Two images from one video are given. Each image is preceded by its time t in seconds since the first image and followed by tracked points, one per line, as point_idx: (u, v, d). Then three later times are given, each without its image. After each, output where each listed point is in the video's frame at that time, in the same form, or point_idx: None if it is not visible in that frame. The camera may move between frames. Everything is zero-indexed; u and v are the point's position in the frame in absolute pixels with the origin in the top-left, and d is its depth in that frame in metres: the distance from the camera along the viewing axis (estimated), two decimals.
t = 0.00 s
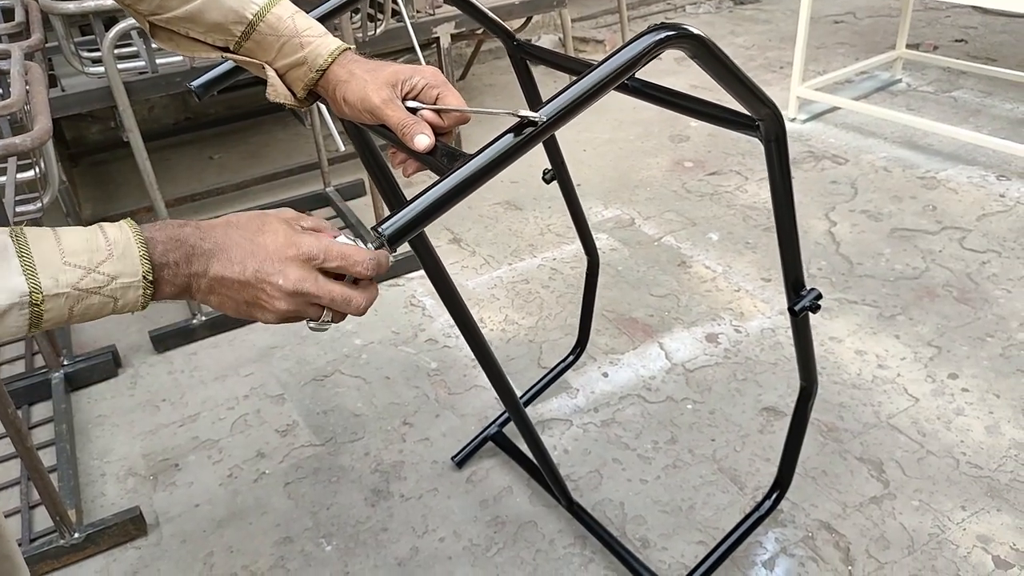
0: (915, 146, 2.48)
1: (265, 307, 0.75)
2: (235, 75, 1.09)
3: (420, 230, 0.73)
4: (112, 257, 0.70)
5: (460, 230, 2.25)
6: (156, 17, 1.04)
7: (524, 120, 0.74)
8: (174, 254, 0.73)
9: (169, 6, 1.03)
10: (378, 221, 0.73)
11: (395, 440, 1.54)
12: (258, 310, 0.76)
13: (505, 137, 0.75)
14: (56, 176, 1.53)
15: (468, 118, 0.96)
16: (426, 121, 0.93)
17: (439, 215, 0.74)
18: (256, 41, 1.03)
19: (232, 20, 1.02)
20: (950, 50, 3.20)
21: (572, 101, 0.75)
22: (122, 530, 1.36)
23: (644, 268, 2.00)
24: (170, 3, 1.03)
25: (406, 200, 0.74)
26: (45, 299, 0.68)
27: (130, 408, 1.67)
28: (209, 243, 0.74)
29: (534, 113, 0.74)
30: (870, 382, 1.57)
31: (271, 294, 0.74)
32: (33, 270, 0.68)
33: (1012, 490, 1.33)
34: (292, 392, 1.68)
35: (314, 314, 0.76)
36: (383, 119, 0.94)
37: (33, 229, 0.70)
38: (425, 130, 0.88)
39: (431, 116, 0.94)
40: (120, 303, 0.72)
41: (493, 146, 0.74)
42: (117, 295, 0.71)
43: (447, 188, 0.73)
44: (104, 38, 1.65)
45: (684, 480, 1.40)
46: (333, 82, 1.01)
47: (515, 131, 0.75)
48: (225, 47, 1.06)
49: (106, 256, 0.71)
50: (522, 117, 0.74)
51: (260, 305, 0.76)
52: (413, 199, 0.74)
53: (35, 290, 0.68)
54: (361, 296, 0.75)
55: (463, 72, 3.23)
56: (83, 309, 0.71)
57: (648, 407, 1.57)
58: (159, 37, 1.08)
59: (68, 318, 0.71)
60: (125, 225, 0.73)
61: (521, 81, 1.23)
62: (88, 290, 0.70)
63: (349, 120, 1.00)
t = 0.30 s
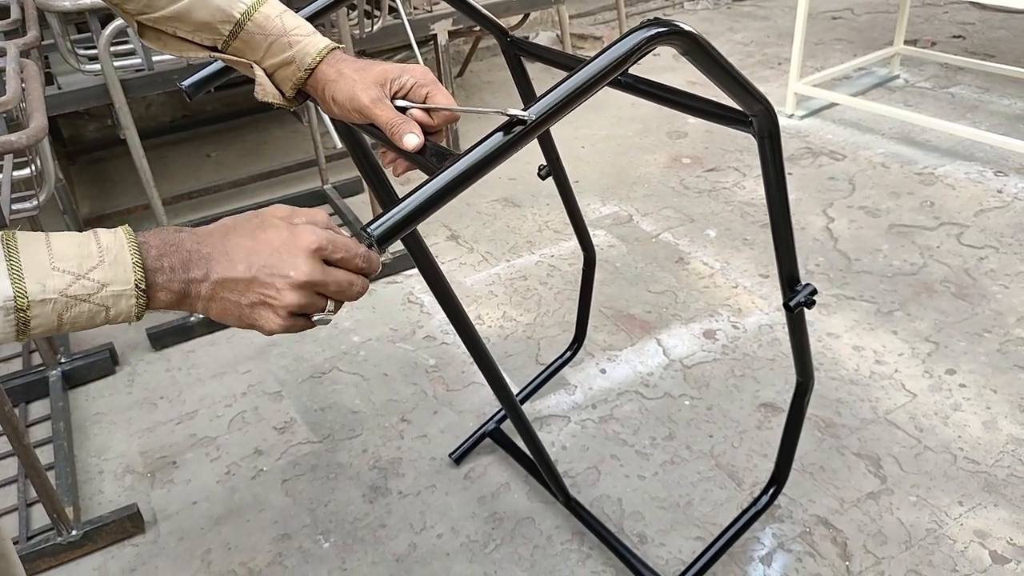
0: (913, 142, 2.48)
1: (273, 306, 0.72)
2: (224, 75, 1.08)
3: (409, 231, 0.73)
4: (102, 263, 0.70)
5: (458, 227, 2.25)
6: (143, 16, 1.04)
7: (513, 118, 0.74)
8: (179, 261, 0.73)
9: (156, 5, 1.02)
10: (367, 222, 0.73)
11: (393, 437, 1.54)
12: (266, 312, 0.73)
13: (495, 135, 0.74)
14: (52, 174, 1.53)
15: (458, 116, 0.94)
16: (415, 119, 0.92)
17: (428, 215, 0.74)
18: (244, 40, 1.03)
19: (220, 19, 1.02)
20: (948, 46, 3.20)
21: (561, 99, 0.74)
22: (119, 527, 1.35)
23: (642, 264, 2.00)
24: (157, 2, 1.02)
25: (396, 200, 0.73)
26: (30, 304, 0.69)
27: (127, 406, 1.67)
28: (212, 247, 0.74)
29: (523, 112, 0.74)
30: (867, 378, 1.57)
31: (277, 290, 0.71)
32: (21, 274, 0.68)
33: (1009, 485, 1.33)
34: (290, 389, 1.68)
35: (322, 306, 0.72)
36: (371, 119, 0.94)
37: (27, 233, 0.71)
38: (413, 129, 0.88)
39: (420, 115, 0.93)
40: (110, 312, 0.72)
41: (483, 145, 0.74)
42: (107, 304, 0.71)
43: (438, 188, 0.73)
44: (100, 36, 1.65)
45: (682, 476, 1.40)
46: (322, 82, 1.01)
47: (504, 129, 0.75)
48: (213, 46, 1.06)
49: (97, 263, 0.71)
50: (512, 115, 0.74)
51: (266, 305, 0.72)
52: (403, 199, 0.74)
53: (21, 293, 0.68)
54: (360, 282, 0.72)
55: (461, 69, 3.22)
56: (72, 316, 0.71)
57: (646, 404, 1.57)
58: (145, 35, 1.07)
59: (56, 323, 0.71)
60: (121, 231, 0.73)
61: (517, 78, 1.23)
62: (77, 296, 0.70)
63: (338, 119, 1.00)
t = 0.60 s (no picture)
0: (911, 136, 2.48)
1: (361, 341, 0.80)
2: (216, 70, 1.09)
3: (399, 230, 0.73)
4: (240, 402, 0.77)
5: (456, 222, 2.24)
6: (132, 13, 1.04)
7: (503, 114, 0.74)
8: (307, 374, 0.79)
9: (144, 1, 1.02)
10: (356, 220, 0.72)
11: (391, 432, 1.54)
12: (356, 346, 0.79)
13: (485, 132, 0.74)
14: (49, 169, 1.52)
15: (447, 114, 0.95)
16: (404, 117, 0.92)
17: (419, 211, 0.73)
18: (232, 36, 1.03)
19: (208, 15, 1.02)
20: (946, 40, 3.20)
21: (552, 95, 0.74)
22: (118, 523, 1.35)
23: (640, 260, 2.00)
24: None
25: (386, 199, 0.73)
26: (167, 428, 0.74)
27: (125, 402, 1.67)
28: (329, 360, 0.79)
29: (513, 109, 0.74)
30: (865, 372, 1.58)
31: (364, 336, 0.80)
32: (168, 404, 0.73)
33: (1007, 479, 1.33)
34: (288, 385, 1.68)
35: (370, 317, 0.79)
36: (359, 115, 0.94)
37: (182, 355, 0.76)
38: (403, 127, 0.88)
39: (409, 113, 0.93)
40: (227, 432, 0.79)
41: (474, 141, 0.74)
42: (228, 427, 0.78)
43: (428, 185, 0.72)
44: (96, 30, 1.64)
45: (679, 471, 1.40)
46: (311, 78, 1.01)
47: (495, 126, 0.75)
48: (201, 43, 1.05)
49: (234, 403, 0.76)
50: (502, 112, 0.74)
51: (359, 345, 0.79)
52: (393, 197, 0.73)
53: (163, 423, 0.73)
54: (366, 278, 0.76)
55: (458, 63, 3.21)
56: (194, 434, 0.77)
57: (644, 399, 1.57)
58: (134, 33, 1.07)
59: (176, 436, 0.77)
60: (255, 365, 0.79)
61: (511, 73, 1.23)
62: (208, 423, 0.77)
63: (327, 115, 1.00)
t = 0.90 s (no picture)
0: (908, 137, 2.48)
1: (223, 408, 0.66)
2: (212, 73, 1.09)
3: (397, 232, 0.72)
4: (85, 350, 0.60)
5: (454, 224, 2.24)
6: (128, 16, 1.04)
7: (501, 116, 0.74)
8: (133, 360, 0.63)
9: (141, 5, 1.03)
10: (354, 222, 0.71)
11: (389, 434, 1.54)
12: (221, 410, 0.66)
13: (482, 134, 0.74)
14: (45, 171, 1.52)
15: (445, 115, 0.95)
16: (402, 119, 0.92)
17: (417, 213, 0.73)
18: (227, 38, 1.03)
19: (204, 17, 1.02)
20: (943, 41, 3.20)
21: (550, 96, 0.74)
22: (116, 526, 1.35)
23: (637, 261, 2.00)
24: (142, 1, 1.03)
25: (383, 201, 0.73)
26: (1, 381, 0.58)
27: (123, 404, 1.67)
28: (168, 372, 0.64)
29: (511, 110, 0.74)
30: (863, 372, 1.58)
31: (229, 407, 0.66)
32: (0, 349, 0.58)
33: (1005, 479, 1.33)
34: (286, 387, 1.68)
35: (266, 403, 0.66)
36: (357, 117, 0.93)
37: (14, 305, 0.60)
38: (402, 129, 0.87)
39: (407, 114, 0.93)
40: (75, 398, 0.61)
41: (472, 143, 0.74)
42: (74, 390, 0.61)
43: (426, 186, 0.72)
44: (93, 33, 1.64)
45: (678, 472, 1.40)
46: (307, 81, 0.99)
47: (492, 128, 0.75)
48: (198, 46, 1.06)
49: (80, 349, 0.60)
50: (499, 114, 0.74)
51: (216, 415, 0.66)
52: (391, 198, 0.73)
53: None
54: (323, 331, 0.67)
55: (456, 65, 3.21)
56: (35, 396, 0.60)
57: (642, 400, 1.57)
58: (133, 37, 1.08)
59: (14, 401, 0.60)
60: (108, 317, 0.63)
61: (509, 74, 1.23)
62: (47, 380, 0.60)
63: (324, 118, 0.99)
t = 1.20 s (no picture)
0: (910, 141, 2.49)
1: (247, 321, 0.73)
2: (220, 77, 1.09)
3: (407, 231, 0.73)
4: (109, 289, 0.72)
5: (457, 228, 2.25)
6: (141, 19, 1.03)
7: (512, 117, 0.74)
8: (162, 287, 0.75)
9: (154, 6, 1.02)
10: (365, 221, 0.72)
11: (392, 439, 1.54)
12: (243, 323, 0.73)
13: (492, 135, 0.74)
14: (49, 176, 1.52)
15: (456, 116, 0.95)
16: (414, 119, 0.93)
17: (427, 213, 0.73)
18: (241, 41, 1.03)
19: (218, 20, 1.02)
20: (945, 45, 3.20)
21: (560, 98, 0.74)
22: (119, 530, 1.35)
23: (640, 265, 2.00)
24: (155, 4, 1.02)
25: (394, 200, 0.73)
26: (37, 320, 0.70)
27: (126, 409, 1.67)
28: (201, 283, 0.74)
29: (521, 112, 0.74)
30: (866, 377, 1.57)
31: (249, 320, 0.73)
32: (31, 292, 0.70)
33: (1009, 484, 1.33)
34: (289, 391, 1.68)
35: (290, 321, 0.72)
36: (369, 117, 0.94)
37: (39, 254, 0.72)
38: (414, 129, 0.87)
39: (419, 114, 0.94)
40: (110, 336, 0.73)
41: (482, 143, 0.74)
42: (108, 328, 0.72)
43: (435, 186, 0.72)
44: (97, 38, 1.64)
45: (681, 477, 1.40)
46: (320, 82, 1.01)
47: (503, 129, 0.75)
48: (211, 47, 1.06)
49: (104, 288, 0.72)
50: (510, 115, 0.74)
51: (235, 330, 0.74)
52: (401, 198, 0.73)
53: (29, 310, 0.69)
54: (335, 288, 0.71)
55: (459, 70, 3.22)
56: (72, 337, 0.72)
57: (645, 405, 1.56)
58: (143, 39, 1.06)
59: (56, 342, 0.72)
60: (127, 259, 0.75)
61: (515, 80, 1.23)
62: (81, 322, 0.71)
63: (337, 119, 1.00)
